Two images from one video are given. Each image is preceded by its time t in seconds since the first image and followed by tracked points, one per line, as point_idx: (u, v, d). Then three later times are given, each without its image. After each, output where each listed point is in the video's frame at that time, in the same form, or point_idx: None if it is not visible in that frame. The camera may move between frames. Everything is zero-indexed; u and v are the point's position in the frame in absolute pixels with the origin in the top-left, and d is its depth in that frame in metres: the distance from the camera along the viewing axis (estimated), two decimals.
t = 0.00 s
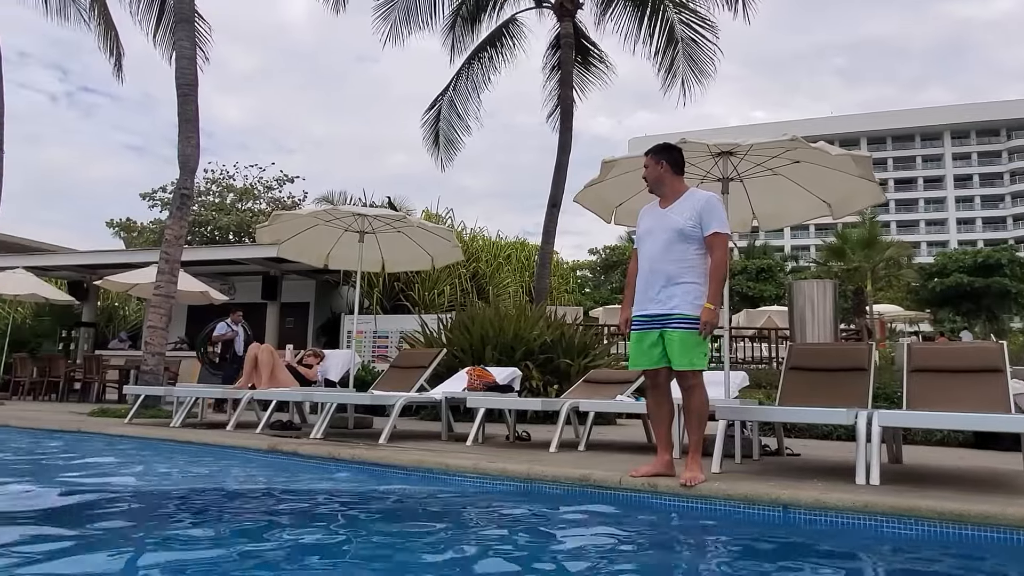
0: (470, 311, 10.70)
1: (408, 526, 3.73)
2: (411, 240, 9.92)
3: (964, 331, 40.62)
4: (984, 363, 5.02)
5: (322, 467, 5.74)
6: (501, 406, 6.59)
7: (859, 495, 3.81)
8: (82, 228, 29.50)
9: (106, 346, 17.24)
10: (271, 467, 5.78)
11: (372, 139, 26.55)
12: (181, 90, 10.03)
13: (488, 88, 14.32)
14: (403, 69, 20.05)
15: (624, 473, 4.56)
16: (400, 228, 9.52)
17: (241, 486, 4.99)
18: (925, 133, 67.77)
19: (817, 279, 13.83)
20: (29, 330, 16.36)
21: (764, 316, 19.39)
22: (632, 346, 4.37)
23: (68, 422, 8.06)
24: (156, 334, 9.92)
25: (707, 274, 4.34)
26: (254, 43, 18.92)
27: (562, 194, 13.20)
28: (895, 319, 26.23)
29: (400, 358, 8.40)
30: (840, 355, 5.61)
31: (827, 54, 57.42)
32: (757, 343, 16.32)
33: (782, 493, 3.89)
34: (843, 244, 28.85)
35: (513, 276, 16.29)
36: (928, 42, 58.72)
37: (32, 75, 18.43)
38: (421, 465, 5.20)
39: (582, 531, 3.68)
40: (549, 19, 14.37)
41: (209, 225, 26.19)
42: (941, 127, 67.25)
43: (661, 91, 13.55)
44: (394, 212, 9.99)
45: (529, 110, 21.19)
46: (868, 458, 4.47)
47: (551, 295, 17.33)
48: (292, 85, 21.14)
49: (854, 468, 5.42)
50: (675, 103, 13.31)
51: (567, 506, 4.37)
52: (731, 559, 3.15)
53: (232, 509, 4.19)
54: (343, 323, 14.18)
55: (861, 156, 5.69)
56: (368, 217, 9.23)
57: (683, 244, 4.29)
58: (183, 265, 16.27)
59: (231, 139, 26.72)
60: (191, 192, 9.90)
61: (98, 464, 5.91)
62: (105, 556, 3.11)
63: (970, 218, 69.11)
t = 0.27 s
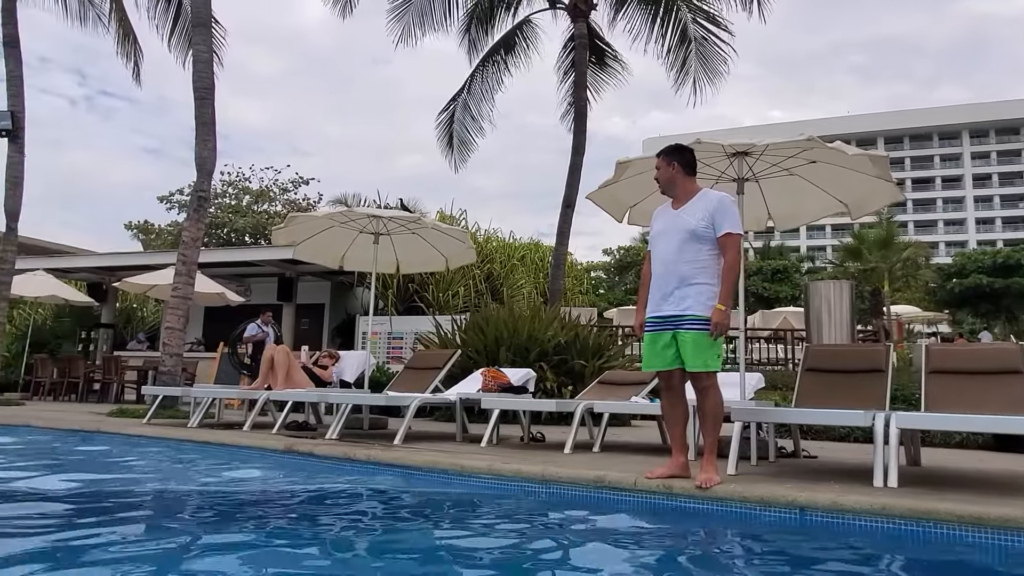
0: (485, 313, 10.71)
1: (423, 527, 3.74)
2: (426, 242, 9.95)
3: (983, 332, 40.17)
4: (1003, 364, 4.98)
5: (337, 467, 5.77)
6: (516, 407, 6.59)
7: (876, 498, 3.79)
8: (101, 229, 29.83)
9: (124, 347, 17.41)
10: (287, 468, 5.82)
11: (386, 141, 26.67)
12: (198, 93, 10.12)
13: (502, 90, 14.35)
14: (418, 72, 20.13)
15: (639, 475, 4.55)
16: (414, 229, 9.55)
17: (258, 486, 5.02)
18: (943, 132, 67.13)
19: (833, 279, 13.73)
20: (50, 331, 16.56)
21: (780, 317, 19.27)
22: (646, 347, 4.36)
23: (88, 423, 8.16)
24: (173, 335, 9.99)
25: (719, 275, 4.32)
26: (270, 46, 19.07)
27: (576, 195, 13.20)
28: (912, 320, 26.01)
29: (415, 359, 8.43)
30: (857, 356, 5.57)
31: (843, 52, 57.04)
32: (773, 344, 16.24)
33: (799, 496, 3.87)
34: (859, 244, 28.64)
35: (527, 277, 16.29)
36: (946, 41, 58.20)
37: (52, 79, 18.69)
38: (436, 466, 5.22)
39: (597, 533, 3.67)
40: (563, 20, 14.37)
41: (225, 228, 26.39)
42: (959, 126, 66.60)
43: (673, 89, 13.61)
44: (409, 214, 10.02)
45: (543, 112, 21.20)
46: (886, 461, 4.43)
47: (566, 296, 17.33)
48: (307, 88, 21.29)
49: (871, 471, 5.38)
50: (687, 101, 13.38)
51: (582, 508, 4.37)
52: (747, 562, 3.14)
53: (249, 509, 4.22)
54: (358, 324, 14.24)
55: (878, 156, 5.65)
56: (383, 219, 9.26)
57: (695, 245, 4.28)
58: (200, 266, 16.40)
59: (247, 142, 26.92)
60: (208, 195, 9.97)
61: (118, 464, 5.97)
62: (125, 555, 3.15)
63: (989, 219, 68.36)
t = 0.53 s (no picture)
0: (498, 313, 10.71)
1: (437, 527, 3.75)
2: (439, 242, 9.96)
3: (1002, 333, 39.73)
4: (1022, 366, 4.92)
5: (351, 467, 5.79)
6: (530, 408, 6.59)
7: (893, 500, 3.76)
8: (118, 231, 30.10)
9: (141, 347, 17.56)
10: (302, 467, 5.85)
11: (400, 142, 26.74)
12: (213, 95, 10.19)
13: (514, 90, 14.36)
14: (431, 73, 20.18)
15: (653, 476, 4.53)
16: (428, 230, 9.57)
17: (273, 485, 5.05)
18: (960, 132, 66.51)
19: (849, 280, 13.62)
20: (67, 331, 16.72)
21: (795, 318, 19.14)
22: (660, 349, 4.34)
23: (105, 422, 8.24)
24: (189, 336, 10.05)
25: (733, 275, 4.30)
26: (284, 49, 19.18)
27: (589, 196, 13.18)
28: (929, 321, 25.77)
29: (429, 360, 8.44)
30: (874, 358, 5.53)
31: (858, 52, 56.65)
32: (787, 345, 16.15)
33: (815, 498, 3.84)
34: (875, 245, 28.42)
35: (540, 278, 16.29)
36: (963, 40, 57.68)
37: (70, 82, 18.94)
38: (449, 466, 5.22)
39: (611, 534, 3.67)
40: (575, 21, 14.36)
41: (240, 229, 26.56)
42: (977, 125, 65.96)
43: (684, 89, 13.49)
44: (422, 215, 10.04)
45: (556, 113, 21.21)
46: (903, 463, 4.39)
47: (579, 297, 17.31)
48: (321, 89, 21.40)
49: (888, 473, 5.34)
50: (698, 102, 13.27)
51: (596, 509, 4.36)
52: (763, 564, 3.12)
53: (264, 508, 4.24)
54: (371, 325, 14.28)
55: (895, 156, 5.60)
56: (397, 220, 9.29)
57: (709, 245, 4.26)
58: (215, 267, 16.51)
59: (262, 144, 27.07)
60: (223, 196, 10.03)
61: (135, 463, 6.02)
62: (142, 554, 3.18)
63: (1007, 219, 67.64)
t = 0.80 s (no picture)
0: (510, 315, 10.71)
1: (449, 529, 3.75)
2: (451, 244, 9.97)
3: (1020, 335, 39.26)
4: None
5: (364, 468, 5.81)
6: (542, 409, 6.58)
7: (908, 502, 3.72)
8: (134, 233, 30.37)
9: (156, 348, 17.70)
10: (315, 468, 5.87)
11: (412, 144, 26.82)
12: (227, 98, 10.25)
13: (526, 91, 14.36)
14: (443, 76, 20.23)
15: (666, 478, 4.51)
16: (440, 231, 9.58)
17: (286, 486, 5.08)
18: (977, 131, 65.91)
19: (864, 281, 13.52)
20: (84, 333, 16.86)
21: (809, 320, 19.02)
22: (674, 351, 4.33)
23: (121, 422, 8.31)
24: (204, 337, 10.11)
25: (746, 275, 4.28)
26: (297, 52, 19.29)
27: (602, 197, 13.16)
28: (945, 322, 25.54)
29: (441, 361, 8.45)
30: (889, 359, 5.49)
31: (873, 51, 56.27)
32: (802, 347, 16.05)
33: (830, 500, 3.81)
34: (890, 246, 28.21)
35: (553, 279, 16.28)
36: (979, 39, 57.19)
37: (88, 87, 19.16)
38: (462, 468, 5.23)
39: (623, 537, 3.66)
40: (587, 22, 14.36)
41: (254, 231, 26.72)
42: (993, 125, 65.34)
43: (695, 90, 13.51)
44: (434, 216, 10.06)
45: (568, 114, 21.20)
46: (919, 466, 4.35)
47: (591, 298, 17.29)
48: (335, 92, 21.49)
49: (904, 475, 5.30)
50: (708, 104, 13.29)
51: (608, 511, 4.35)
52: (776, 568, 3.10)
53: (277, 509, 4.26)
54: (384, 326, 14.32)
55: (910, 155, 5.55)
56: (409, 222, 9.31)
57: (721, 244, 4.25)
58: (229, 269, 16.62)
59: (276, 147, 27.21)
60: (237, 198, 10.09)
61: (150, 464, 6.07)
62: (157, 553, 3.20)
63: None
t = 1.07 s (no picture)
0: (522, 316, 10.71)
1: (461, 530, 3.74)
2: (464, 245, 9.98)
3: None
4: None
5: (377, 469, 5.82)
6: (555, 411, 6.56)
7: (925, 505, 3.68)
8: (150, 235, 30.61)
9: (172, 349, 17.81)
10: (328, 469, 5.88)
11: (425, 146, 26.88)
12: (241, 101, 10.30)
13: (536, 92, 14.37)
14: (456, 77, 20.26)
15: (679, 479, 4.49)
16: (453, 233, 9.59)
17: (300, 487, 5.09)
18: (993, 130, 65.24)
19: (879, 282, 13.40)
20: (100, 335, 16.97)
21: (824, 320, 18.88)
22: (687, 351, 4.31)
23: (137, 423, 8.36)
24: (218, 338, 10.16)
25: (760, 276, 4.25)
26: (310, 54, 19.38)
27: (614, 198, 13.13)
28: (962, 322, 25.28)
29: (454, 362, 8.45)
30: (905, 360, 5.44)
31: (888, 49, 55.82)
32: (816, 347, 15.92)
33: (845, 503, 3.78)
34: (906, 245, 27.98)
35: (565, 280, 16.26)
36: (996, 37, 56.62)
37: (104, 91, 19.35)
38: (474, 469, 5.23)
39: (636, 539, 3.64)
40: (599, 23, 14.35)
41: (267, 233, 26.84)
42: (1010, 123, 64.67)
43: (710, 91, 13.42)
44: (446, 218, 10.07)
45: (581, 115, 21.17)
46: (936, 468, 4.30)
47: (603, 299, 17.25)
48: (348, 94, 21.58)
49: (920, 478, 5.24)
50: (726, 105, 13.17)
51: (622, 513, 4.32)
52: (791, 570, 3.07)
53: (290, 509, 4.27)
54: (397, 327, 14.34)
55: (926, 154, 5.49)
56: (422, 223, 9.32)
57: (737, 245, 4.22)
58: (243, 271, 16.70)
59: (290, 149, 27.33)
60: (251, 200, 10.15)
61: (165, 464, 6.10)
62: (171, 553, 3.21)
63: None
